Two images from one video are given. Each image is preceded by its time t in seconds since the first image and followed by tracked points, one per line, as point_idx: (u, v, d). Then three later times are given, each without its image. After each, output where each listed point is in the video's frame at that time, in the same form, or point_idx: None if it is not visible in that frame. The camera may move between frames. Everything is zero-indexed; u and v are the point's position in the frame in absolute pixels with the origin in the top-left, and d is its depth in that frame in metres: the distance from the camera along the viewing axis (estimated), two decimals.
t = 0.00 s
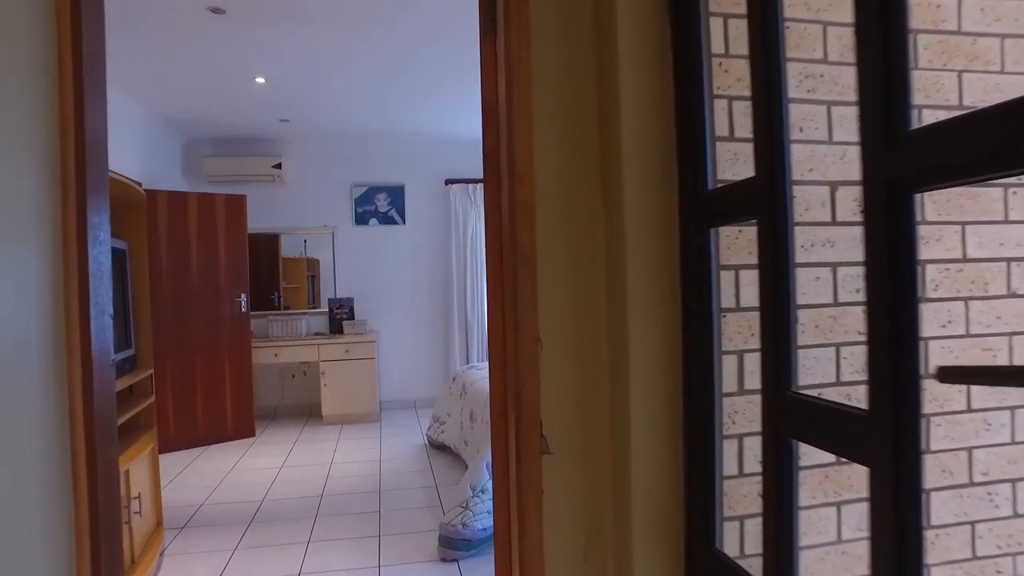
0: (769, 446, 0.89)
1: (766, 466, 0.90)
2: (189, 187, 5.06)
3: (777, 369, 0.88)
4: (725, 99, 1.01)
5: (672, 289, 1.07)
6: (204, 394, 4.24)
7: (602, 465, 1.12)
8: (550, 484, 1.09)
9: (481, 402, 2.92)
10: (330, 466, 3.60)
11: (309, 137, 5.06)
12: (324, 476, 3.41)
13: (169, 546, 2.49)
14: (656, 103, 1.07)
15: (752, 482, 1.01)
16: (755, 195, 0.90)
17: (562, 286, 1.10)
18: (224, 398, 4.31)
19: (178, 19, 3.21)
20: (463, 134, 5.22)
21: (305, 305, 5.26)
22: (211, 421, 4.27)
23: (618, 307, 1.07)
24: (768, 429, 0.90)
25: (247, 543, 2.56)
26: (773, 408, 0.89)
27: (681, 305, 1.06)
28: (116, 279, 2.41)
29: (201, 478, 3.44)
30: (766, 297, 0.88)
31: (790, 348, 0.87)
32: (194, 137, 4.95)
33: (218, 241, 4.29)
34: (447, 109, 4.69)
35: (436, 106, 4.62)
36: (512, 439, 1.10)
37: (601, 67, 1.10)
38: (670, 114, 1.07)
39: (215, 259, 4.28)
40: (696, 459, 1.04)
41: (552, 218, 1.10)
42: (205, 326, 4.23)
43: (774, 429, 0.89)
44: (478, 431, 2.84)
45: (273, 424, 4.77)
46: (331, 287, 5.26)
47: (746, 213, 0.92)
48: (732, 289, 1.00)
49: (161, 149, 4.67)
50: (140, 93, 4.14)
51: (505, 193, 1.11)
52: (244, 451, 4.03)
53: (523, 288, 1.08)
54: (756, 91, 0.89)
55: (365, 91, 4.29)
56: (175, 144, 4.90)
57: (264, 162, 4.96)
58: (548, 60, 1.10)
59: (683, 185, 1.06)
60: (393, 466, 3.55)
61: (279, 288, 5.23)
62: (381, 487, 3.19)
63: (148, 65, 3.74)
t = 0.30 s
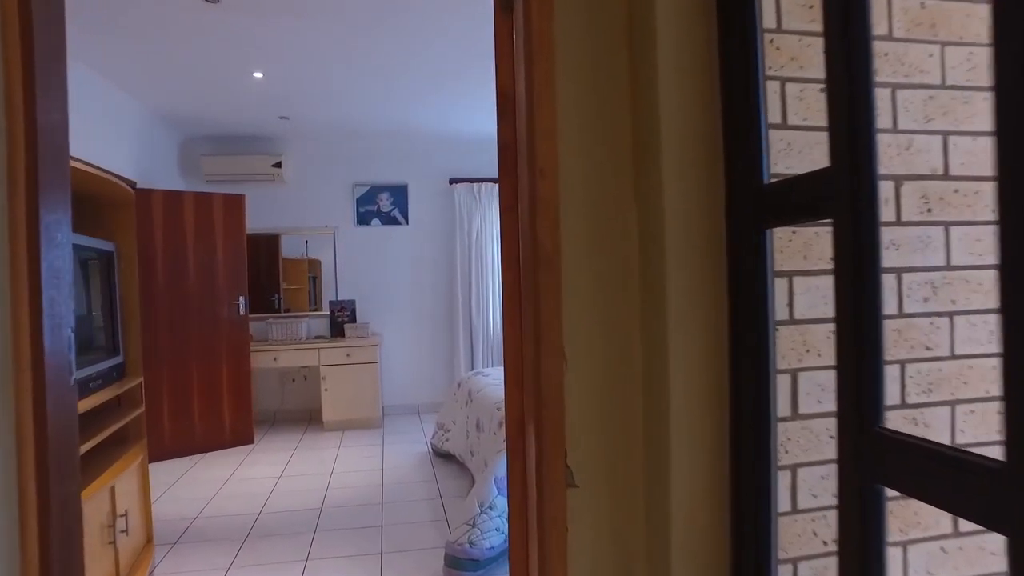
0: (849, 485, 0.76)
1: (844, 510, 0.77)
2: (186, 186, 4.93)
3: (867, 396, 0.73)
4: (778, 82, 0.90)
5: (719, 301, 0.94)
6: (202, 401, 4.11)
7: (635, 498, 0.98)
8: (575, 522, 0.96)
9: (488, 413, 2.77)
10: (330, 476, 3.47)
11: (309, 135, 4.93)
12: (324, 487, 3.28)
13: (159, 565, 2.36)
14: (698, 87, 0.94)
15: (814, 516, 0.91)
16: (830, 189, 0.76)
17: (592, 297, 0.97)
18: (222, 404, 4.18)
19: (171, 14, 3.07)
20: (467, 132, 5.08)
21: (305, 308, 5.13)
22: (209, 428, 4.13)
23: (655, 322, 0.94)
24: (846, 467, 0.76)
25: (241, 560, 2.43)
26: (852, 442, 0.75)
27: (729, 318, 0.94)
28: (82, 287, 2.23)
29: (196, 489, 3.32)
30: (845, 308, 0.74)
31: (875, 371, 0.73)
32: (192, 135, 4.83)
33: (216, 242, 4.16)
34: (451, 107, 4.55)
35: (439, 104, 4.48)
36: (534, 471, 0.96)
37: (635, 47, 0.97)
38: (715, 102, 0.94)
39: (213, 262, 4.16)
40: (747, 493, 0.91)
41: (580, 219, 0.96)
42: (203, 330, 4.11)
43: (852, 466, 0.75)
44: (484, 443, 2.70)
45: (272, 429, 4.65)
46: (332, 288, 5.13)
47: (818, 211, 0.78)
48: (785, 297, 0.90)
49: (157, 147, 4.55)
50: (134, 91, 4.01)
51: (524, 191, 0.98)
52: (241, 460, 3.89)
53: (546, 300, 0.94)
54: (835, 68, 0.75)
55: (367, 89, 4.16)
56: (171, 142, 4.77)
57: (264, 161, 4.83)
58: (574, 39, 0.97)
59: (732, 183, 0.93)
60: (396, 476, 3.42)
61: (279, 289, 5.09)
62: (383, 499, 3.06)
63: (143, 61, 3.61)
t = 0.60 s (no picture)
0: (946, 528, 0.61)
1: (939, 557, 0.63)
2: (187, 184, 4.84)
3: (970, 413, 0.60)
4: (832, 52, 0.82)
5: (766, 302, 0.84)
6: (201, 403, 4.02)
7: (671, 522, 0.88)
8: (603, 549, 0.85)
9: (497, 417, 2.67)
10: (333, 482, 3.37)
11: (312, 131, 4.83)
12: (326, 493, 3.19)
13: (155, 575, 2.26)
14: (744, 63, 0.83)
15: (875, 546, 0.81)
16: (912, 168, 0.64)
17: (622, 296, 0.86)
18: (222, 406, 4.10)
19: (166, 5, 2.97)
20: (473, 128, 4.96)
21: (309, 308, 5.03)
22: (209, 431, 4.05)
23: (695, 325, 0.84)
24: (939, 506, 0.62)
25: (240, 570, 2.34)
26: (949, 475, 0.61)
27: (780, 320, 0.83)
28: (78, 289, 2.17)
29: (195, 495, 3.22)
30: (947, 306, 0.61)
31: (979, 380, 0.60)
32: (192, 131, 4.73)
33: (216, 242, 4.08)
34: (458, 103, 4.45)
35: (444, 98, 4.37)
36: (555, 493, 0.85)
37: (670, 17, 0.86)
38: (763, 79, 0.84)
39: (213, 261, 4.07)
40: (802, 519, 0.81)
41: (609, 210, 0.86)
42: (203, 331, 4.02)
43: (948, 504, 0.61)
44: (493, 448, 2.60)
45: (275, 432, 4.56)
46: (336, 288, 5.03)
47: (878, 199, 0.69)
48: (841, 299, 0.81)
49: (157, 143, 4.45)
50: (131, 84, 3.91)
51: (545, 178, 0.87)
52: (241, 464, 3.79)
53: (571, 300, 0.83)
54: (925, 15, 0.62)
55: (372, 83, 4.06)
56: (172, 138, 4.68)
57: (266, 157, 4.73)
58: (600, 7, 0.86)
59: (781, 169, 0.83)
60: (402, 482, 3.32)
61: (282, 289, 4.99)
62: (387, 506, 2.97)
63: (141, 55, 3.51)
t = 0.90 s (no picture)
0: None
1: None
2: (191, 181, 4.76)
3: None
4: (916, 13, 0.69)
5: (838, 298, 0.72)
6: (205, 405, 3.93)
7: (726, 545, 0.77)
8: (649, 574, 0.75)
9: (511, 420, 2.57)
10: (340, 486, 3.28)
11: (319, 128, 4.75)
12: (333, 498, 3.10)
13: None
14: (813, 18, 0.72)
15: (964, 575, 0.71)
16: (981, 143, 0.59)
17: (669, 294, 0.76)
18: (226, 408, 4.01)
19: None
20: (483, 125, 4.86)
21: (315, 307, 4.95)
22: (214, 434, 3.96)
23: (756, 328, 0.73)
24: None
25: None
26: None
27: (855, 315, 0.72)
28: (79, 289, 2.09)
29: (198, 500, 3.14)
30: None
31: None
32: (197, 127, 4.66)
33: (221, 242, 4.00)
34: (468, 98, 4.36)
35: (454, 94, 4.27)
36: (594, 517, 0.76)
37: None
38: (834, 39, 0.73)
39: (218, 261, 3.99)
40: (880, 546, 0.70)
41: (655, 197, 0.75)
42: (207, 331, 3.94)
43: None
44: (507, 452, 2.50)
45: (281, 434, 4.47)
46: (343, 288, 4.94)
47: (951, 180, 0.62)
48: (927, 294, 0.69)
49: (162, 140, 4.38)
50: (135, 78, 3.83)
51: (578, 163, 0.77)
52: (245, 468, 3.70)
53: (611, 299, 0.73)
54: None
55: (380, 78, 3.97)
56: (177, 135, 4.60)
57: (272, 155, 4.65)
58: None
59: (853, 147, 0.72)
60: (411, 486, 3.23)
61: (288, 288, 4.91)
62: (396, 512, 2.88)
63: (144, 48, 3.43)
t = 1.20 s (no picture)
0: None
1: None
2: (194, 179, 4.68)
3: None
4: None
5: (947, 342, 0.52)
6: (207, 408, 3.85)
7: None
8: None
9: (524, 427, 2.47)
10: (347, 493, 3.21)
11: (323, 125, 4.66)
12: (339, 506, 3.02)
13: None
14: None
15: None
16: None
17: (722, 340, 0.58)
18: (230, 411, 3.93)
19: None
20: (491, 122, 4.77)
21: (320, 308, 4.86)
22: (217, 439, 3.88)
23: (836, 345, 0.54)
24: None
25: None
26: None
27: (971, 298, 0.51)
28: (76, 290, 2.00)
29: (199, 508, 3.05)
30: None
31: None
32: (200, 123, 4.57)
33: (224, 243, 3.91)
34: (476, 95, 4.26)
35: (460, 90, 4.17)
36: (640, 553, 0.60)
37: None
38: None
39: (221, 262, 3.90)
40: None
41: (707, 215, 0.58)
42: (209, 333, 3.85)
43: None
44: (520, 460, 2.41)
45: (285, 438, 4.39)
46: (348, 289, 4.85)
47: None
48: None
49: (163, 138, 4.29)
50: (133, 73, 3.73)
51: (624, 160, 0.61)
52: (248, 473, 3.62)
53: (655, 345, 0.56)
54: None
55: (386, 74, 3.87)
56: (180, 132, 4.52)
57: (275, 152, 4.57)
58: None
59: (959, 142, 0.51)
60: (420, 494, 3.15)
61: (292, 288, 4.82)
62: (405, 521, 2.80)
63: (144, 42, 3.33)
